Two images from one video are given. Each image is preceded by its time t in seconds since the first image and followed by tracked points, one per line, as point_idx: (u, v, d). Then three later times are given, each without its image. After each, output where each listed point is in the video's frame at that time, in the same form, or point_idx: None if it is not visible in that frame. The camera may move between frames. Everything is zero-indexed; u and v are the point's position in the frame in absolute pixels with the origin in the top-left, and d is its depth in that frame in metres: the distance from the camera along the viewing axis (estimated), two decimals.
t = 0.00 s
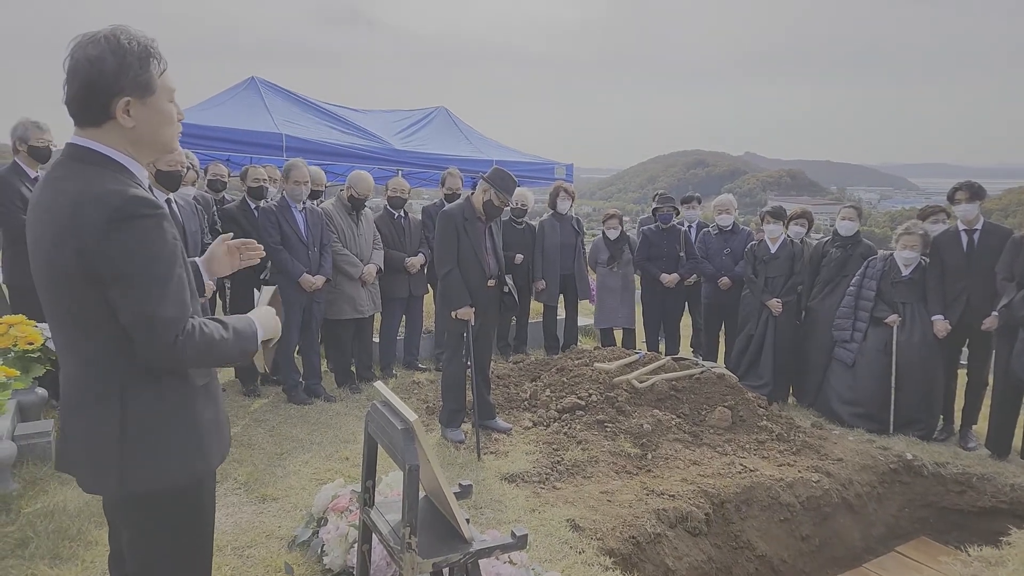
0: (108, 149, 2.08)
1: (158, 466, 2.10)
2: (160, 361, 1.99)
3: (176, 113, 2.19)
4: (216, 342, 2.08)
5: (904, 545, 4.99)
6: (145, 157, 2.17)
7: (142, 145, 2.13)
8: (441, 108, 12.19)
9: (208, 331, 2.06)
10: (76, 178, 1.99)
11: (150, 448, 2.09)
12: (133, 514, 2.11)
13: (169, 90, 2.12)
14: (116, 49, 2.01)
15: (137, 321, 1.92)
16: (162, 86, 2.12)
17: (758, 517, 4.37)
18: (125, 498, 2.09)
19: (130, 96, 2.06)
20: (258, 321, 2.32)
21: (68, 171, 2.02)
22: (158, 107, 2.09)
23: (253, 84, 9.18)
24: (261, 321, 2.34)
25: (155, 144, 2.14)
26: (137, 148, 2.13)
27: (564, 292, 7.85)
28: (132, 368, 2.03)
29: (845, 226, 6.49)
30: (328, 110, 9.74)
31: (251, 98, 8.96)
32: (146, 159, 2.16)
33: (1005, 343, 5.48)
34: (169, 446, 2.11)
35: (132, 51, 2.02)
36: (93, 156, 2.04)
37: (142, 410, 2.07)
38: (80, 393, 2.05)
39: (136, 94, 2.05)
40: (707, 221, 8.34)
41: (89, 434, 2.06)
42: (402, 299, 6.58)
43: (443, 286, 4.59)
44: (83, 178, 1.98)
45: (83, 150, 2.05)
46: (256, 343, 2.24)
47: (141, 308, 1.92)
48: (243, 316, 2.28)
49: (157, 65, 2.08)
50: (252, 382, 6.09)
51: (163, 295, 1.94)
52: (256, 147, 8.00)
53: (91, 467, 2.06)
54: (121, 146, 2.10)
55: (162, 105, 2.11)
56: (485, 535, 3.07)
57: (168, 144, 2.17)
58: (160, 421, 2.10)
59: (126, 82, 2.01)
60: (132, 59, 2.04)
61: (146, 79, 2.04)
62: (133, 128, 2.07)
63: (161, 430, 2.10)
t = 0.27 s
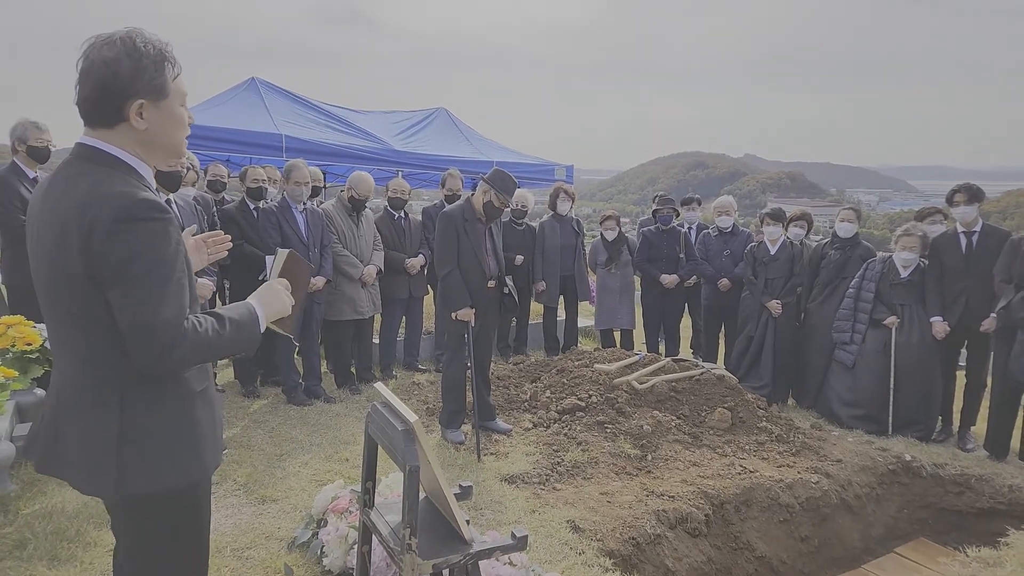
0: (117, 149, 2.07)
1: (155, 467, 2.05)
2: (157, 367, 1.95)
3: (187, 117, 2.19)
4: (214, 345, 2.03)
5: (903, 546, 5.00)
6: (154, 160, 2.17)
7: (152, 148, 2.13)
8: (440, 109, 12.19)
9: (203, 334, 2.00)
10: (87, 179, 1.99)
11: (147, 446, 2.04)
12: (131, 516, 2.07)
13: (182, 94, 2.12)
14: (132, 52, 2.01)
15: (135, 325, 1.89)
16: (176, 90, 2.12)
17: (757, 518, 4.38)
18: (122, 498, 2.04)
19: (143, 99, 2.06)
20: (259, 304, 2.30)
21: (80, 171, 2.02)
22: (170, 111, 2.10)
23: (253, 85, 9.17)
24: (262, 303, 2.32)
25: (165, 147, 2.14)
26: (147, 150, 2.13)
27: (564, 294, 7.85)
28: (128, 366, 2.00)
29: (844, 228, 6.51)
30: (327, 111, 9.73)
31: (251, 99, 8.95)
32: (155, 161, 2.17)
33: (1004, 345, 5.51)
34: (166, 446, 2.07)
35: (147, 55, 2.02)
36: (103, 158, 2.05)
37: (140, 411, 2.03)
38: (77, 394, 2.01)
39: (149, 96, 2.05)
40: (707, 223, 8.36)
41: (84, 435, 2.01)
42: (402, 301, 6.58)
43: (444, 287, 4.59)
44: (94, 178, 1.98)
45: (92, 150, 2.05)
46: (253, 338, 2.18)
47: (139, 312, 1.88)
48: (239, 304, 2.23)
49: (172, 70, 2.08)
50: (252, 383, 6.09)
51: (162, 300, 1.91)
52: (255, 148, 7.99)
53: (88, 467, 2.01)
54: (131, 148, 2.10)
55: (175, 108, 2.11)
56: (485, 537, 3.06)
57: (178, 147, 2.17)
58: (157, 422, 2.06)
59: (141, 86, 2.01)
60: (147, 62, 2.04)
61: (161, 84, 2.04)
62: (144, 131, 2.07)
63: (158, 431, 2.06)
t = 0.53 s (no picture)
0: (113, 148, 2.06)
1: (155, 467, 2.04)
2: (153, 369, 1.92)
3: (185, 118, 2.18)
4: (204, 343, 1.99)
5: (900, 546, 5.03)
6: (151, 161, 2.15)
7: (149, 149, 2.12)
8: (440, 109, 12.17)
9: (193, 331, 1.96)
10: (85, 179, 1.97)
11: (145, 446, 2.03)
12: (130, 517, 2.06)
13: (181, 95, 2.12)
14: (130, 53, 2.00)
15: (129, 326, 1.85)
16: (174, 91, 2.11)
17: (756, 519, 4.39)
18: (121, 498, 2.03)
19: (141, 99, 2.04)
20: (253, 296, 2.24)
21: (77, 171, 2.00)
22: (168, 112, 2.08)
23: (252, 84, 9.14)
24: (255, 295, 2.25)
25: (161, 147, 2.12)
26: (144, 151, 2.11)
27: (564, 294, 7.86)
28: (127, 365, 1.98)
29: (841, 230, 6.48)
30: (327, 111, 9.71)
31: (250, 99, 8.93)
32: (152, 162, 2.15)
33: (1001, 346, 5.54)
34: (165, 446, 2.05)
35: (145, 55, 2.02)
36: (100, 157, 2.03)
37: (139, 411, 2.02)
38: (76, 394, 2.01)
39: (147, 96, 2.04)
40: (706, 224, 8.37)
41: (84, 436, 2.00)
42: (401, 301, 6.57)
43: (443, 288, 4.59)
44: (92, 177, 1.97)
45: (89, 149, 2.04)
46: (244, 333, 2.13)
47: (134, 312, 1.85)
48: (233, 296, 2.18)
49: (170, 71, 2.07)
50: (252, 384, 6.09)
51: (156, 300, 1.87)
52: (254, 148, 7.97)
53: (87, 466, 2.00)
54: (128, 149, 2.08)
55: (172, 109, 2.10)
56: (484, 537, 3.07)
57: (175, 148, 2.16)
58: (157, 422, 2.04)
59: (139, 86, 2.00)
60: (145, 63, 2.03)
61: (159, 84, 2.03)
62: (141, 130, 2.06)
63: (157, 431, 2.04)
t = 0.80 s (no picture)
0: (110, 147, 2.05)
1: (153, 467, 2.04)
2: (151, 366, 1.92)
3: (180, 115, 2.16)
4: (197, 337, 1.98)
5: (898, 545, 5.05)
6: (148, 159, 2.14)
7: (146, 147, 2.10)
8: (439, 109, 12.15)
9: (186, 327, 1.94)
10: (81, 179, 1.96)
11: (141, 445, 2.02)
12: (128, 515, 2.06)
13: (175, 92, 2.09)
14: (123, 51, 1.98)
15: (124, 324, 1.85)
16: (168, 89, 2.08)
17: (754, 518, 4.41)
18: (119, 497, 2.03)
19: (135, 97, 2.03)
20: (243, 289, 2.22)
21: (74, 170, 1.99)
22: (163, 109, 2.06)
23: (250, 84, 9.11)
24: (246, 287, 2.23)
25: (158, 145, 2.10)
26: (141, 149, 2.10)
27: (563, 295, 7.85)
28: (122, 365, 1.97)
29: (840, 230, 6.50)
30: (325, 111, 9.70)
31: (249, 99, 8.91)
32: (150, 160, 2.14)
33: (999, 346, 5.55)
34: (164, 447, 2.05)
35: (137, 52, 1.99)
36: (97, 156, 2.02)
37: (137, 411, 2.01)
38: (77, 392, 2.00)
39: (141, 94, 2.02)
40: (705, 224, 8.37)
41: (84, 435, 2.00)
42: (400, 301, 6.56)
43: (441, 288, 4.59)
44: (87, 175, 1.96)
45: (86, 148, 2.03)
46: (238, 327, 2.11)
47: (127, 309, 1.85)
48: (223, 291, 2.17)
49: (163, 67, 2.04)
50: (251, 385, 6.09)
51: (149, 298, 1.87)
52: (253, 148, 7.95)
53: (87, 464, 2.00)
54: (125, 147, 2.07)
55: (167, 106, 2.08)
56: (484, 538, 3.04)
57: (172, 146, 2.14)
58: (155, 423, 2.04)
59: (132, 83, 1.98)
60: (138, 60, 2.01)
61: (152, 82, 2.01)
62: (136, 128, 2.04)
63: (155, 431, 2.04)
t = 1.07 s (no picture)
0: (110, 147, 2.03)
1: (146, 464, 2.02)
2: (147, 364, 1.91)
3: (178, 113, 2.14)
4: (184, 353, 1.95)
5: (895, 543, 5.08)
6: (148, 157, 2.13)
7: (145, 146, 2.09)
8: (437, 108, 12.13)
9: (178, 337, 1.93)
10: (80, 176, 1.95)
11: (138, 444, 2.01)
12: (125, 514, 2.05)
13: (172, 90, 2.08)
14: (119, 50, 1.96)
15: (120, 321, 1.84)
16: (165, 86, 2.07)
17: (752, 517, 4.42)
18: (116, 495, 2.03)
19: (133, 95, 2.01)
20: (245, 325, 2.20)
21: (73, 169, 1.98)
22: (162, 107, 2.05)
23: (247, 84, 9.07)
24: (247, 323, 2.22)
25: (158, 143, 2.09)
26: (141, 148, 2.08)
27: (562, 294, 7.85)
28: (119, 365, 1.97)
29: (838, 229, 6.53)
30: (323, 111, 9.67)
31: (246, 98, 8.87)
32: (150, 159, 2.12)
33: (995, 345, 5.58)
34: (157, 444, 2.03)
35: (134, 51, 1.97)
36: (98, 156, 2.00)
37: (132, 408, 2.00)
38: (72, 389, 1.99)
39: (140, 92, 2.00)
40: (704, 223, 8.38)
41: (79, 431, 1.99)
42: (398, 302, 6.55)
43: (439, 288, 4.58)
44: (85, 173, 1.94)
45: (86, 148, 2.01)
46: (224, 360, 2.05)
47: (124, 306, 1.84)
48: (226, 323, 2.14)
49: (160, 65, 2.03)
50: (248, 385, 6.07)
51: (146, 295, 1.85)
52: (250, 147, 7.92)
53: (84, 464, 2.00)
54: (125, 146, 2.05)
55: (165, 104, 2.07)
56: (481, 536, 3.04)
57: (172, 144, 2.13)
58: (149, 420, 2.02)
59: (131, 82, 1.96)
60: (135, 59, 1.99)
61: (150, 80, 2.00)
62: (137, 127, 2.02)
63: (149, 428, 2.02)
